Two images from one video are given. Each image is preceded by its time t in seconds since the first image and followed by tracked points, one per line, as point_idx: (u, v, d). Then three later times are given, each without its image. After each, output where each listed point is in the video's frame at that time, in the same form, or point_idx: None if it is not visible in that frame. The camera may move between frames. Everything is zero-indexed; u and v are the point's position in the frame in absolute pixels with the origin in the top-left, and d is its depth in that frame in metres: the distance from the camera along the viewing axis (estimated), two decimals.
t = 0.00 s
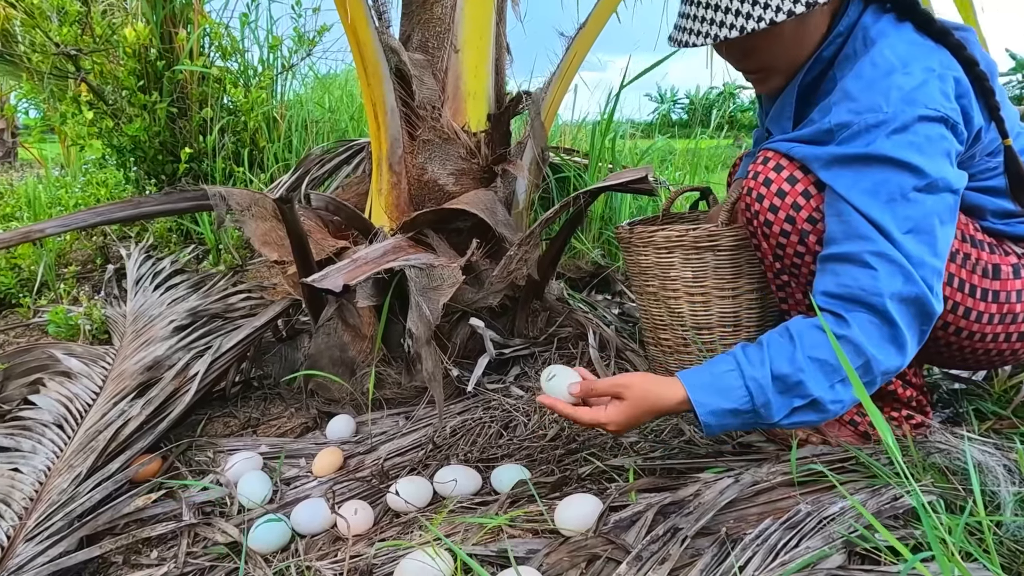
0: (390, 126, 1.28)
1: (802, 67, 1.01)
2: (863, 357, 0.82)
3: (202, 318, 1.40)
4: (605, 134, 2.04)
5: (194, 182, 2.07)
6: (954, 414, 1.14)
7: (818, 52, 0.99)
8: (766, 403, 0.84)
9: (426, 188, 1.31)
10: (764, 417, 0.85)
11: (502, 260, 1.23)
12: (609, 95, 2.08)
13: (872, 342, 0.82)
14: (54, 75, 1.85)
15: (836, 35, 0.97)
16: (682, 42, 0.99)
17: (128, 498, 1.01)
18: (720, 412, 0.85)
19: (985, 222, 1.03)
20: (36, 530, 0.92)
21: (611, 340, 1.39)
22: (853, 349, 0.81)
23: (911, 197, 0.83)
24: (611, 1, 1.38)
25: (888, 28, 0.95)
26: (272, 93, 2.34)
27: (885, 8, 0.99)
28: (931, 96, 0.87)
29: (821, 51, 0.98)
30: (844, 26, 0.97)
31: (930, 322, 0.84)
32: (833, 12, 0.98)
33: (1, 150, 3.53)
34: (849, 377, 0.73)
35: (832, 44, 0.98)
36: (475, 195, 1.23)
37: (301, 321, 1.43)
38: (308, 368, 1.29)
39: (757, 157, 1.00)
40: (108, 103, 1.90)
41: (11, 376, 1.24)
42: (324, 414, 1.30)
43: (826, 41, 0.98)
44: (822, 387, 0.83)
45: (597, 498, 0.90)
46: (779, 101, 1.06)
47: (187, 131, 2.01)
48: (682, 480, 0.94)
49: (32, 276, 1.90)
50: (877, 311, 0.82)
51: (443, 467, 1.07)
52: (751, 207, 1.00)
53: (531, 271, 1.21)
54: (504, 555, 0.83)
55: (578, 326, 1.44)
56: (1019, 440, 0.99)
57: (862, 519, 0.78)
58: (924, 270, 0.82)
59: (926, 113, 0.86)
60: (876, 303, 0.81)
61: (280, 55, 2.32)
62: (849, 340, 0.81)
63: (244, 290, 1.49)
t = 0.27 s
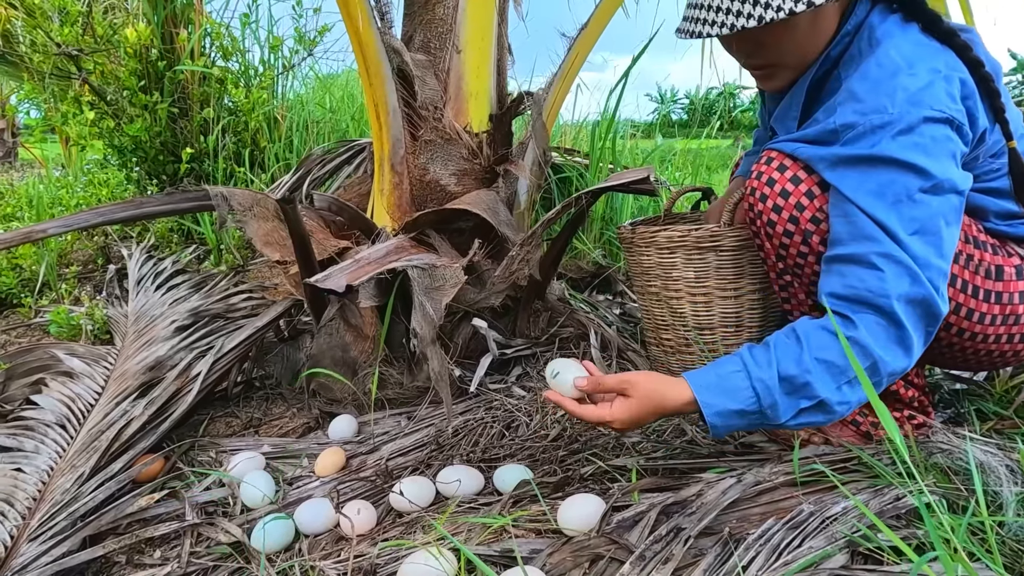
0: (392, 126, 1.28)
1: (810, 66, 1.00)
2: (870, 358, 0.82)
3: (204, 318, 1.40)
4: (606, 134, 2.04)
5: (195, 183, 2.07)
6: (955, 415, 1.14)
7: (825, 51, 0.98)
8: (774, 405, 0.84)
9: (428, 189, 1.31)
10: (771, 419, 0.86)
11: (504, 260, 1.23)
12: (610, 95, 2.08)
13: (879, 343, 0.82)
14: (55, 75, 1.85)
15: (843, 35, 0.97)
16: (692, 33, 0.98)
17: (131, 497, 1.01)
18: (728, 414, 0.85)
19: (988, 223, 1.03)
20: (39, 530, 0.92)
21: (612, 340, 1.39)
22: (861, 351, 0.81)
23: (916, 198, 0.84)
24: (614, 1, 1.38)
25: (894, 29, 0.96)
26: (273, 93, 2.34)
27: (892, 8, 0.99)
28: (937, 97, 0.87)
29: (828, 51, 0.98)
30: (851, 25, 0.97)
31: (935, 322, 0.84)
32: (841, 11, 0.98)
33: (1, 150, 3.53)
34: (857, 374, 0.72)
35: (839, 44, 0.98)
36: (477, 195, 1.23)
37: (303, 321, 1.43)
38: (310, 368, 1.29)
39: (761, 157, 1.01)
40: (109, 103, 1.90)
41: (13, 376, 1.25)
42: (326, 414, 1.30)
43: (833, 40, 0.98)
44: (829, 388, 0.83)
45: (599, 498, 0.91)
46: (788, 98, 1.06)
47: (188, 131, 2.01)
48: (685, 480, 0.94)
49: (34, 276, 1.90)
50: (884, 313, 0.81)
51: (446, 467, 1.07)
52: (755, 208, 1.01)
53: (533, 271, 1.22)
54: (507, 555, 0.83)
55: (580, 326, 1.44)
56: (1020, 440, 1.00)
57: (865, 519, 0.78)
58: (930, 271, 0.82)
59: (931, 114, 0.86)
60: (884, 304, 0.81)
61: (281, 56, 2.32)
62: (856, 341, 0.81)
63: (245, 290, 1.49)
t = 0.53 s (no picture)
0: (393, 127, 1.28)
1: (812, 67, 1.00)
2: (876, 360, 0.82)
3: (204, 319, 1.40)
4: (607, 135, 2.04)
5: (196, 183, 2.07)
6: (957, 416, 1.14)
7: (828, 52, 0.98)
8: (777, 404, 0.84)
9: (429, 190, 1.31)
10: (774, 417, 0.86)
11: (504, 261, 1.23)
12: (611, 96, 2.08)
13: (887, 347, 0.81)
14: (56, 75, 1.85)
15: (846, 36, 0.97)
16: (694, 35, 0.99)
17: (131, 499, 1.01)
18: (731, 412, 0.85)
19: (989, 225, 1.03)
20: (40, 531, 0.92)
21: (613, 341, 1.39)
22: (867, 353, 0.81)
23: (921, 200, 0.83)
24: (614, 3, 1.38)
25: (897, 30, 0.96)
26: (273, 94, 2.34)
27: (896, 9, 0.99)
28: (941, 99, 0.87)
29: (831, 52, 0.98)
30: (855, 26, 0.97)
31: (942, 325, 0.84)
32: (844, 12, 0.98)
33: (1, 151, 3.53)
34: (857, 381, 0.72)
35: (842, 45, 0.98)
36: (477, 196, 1.24)
37: (304, 322, 1.43)
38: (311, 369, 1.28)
39: (764, 158, 1.01)
40: (110, 103, 1.90)
41: (14, 377, 1.24)
42: (326, 415, 1.30)
43: (836, 42, 0.98)
44: (834, 389, 0.83)
45: (600, 500, 0.91)
46: (791, 99, 1.05)
47: (188, 132, 2.02)
48: (686, 481, 0.94)
49: (34, 277, 1.90)
50: (891, 315, 0.81)
51: (447, 469, 1.07)
52: (757, 209, 1.01)
53: (534, 272, 1.21)
54: (508, 557, 0.83)
55: (581, 327, 1.44)
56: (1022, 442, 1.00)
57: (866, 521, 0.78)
58: (937, 273, 0.82)
59: (935, 116, 0.86)
60: (891, 307, 0.81)
61: (281, 56, 2.31)
62: (863, 343, 0.81)
63: (246, 290, 1.49)
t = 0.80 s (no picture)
0: (395, 129, 1.28)
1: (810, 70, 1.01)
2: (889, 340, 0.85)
3: (206, 321, 1.40)
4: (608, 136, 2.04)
5: (198, 184, 2.07)
6: (960, 418, 1.14)
7: (829, 56, 0.99)
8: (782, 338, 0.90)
9: (431, 192, 1.32)
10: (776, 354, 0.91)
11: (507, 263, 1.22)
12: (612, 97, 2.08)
13: (908, 335, 0.84)
14: (57, 76, 1.85)
15: (848, 39, 0.97)
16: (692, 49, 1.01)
17: (135, 501, 1.01)
18: (739, 331, 0.91)
19: (995, 227, 1.03)
20: (44, 534, 0.92)
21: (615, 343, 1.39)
22: (883, 333, 0.85)
23: (941, 201, 0.84)
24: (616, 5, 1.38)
25: (901, 32, 0.96)
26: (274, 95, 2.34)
27: (898, 12, 0.99)
28: (949, 101, 0.87)
29: (832, 55, 0.98)
30: (856, 30, 0.97)
31: (969, 319, 0.85)
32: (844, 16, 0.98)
33: (2, 151, 3.53)
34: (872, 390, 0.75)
35: (844, 48, 0.98)
36: (480, 198, 1.24)
37: (306, 324, 1.43)
38: (313, 371, 1.28)
39: (769, 161, 1.01)
40: (111, 105, 1.90)
41: (16, 379, 1.24)
42: (329, 416, 1.30)
43: (837, 45, 0.98)
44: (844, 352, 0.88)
45: (604, 503, 0.91)
46: (792, 102, 1.05)
47: (190, 133, 2.02)
48: (689, 484, 0.94)
49: (36, 278, 1.89)
50: (915, 308, 0.83)
51: (450, 471, 1.07)
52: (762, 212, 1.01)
53: (537, 274, 1.21)
54: (512, 560, 0.83)
55: (583, 328, 1.44)
56: None
57: (871, 524, 0.78)
58: (963, 270, 0.83)
59: (946, 118, 0.86)
60: (916, 302, 0.83)
61: (282, 57, 2.31)
62: (881, 324, 0.84)
63: (248, 292, 1.49)
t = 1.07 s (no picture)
0: (396, 132, 1.28)
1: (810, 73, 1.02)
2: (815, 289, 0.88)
3: (207, 322, 1.40)
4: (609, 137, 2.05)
5: (198, 186, 2.08)
6: (960, 420, 1.14)
7: (828, 59, 0.99)
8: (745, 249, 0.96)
9: (432, 194, 1.32)
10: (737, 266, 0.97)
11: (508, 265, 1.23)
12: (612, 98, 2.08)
13: (830, 292, 0.87)
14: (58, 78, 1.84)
15: (846, 41, 0.98)
16: (688, 68, 1.02)
17: (136, 503, 1.01)
18: (723, 236, 0.99)
19: (997, 229, 1.02)
20: (46, 536, 0.92)
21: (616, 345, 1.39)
22: (810, 278, 0.89)
23: (903, 185, 0.84)
24: (616, 7, 1.38)
25: (900, 32, 0.95)
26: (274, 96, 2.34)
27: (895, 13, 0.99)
28: (943, 99, 0.87)
29: (831, 57, 0.99)
30: (854, 32, 0.97)
31: (905, 310, 0.84)
32: (840, 20, 0.99)
33: (3, 152, 3.54)
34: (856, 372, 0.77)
35: (842, 51, 0.98)
36: (481, 200, 1.24)
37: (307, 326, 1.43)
38: (314, 373, 1.29)
39: (772, 162, 1.00)
40: (112, 106, 1.90)
41: (17, 381, 1.24)
42: (330, 418, 1.31)
43: (835, 48, 0.99)
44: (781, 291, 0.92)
45: (605, 505, 0.91)
46: (793, 103, 1.06)
47: (190, 134, 2.02)
48: (690, 486, 0.94)
49: (36, 279, 1.89)
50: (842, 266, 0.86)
51: (451, 473, 1.07)
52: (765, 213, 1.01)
53: (537, 276, 1.21)
54: (513, 562, 0.83)
55: (583, 330, 1.44)
56: None
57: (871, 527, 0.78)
58: (906, 255, 0.83)
59: (934, 113, 0.86)
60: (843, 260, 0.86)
61: (283, 58, 2.32)
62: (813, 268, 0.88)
63: (249, 294, 1.49)
